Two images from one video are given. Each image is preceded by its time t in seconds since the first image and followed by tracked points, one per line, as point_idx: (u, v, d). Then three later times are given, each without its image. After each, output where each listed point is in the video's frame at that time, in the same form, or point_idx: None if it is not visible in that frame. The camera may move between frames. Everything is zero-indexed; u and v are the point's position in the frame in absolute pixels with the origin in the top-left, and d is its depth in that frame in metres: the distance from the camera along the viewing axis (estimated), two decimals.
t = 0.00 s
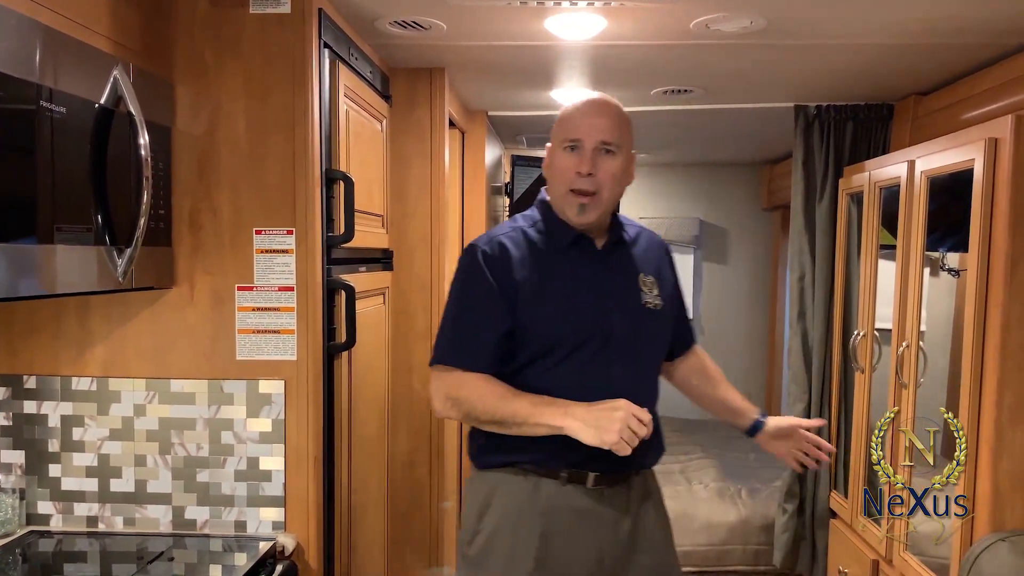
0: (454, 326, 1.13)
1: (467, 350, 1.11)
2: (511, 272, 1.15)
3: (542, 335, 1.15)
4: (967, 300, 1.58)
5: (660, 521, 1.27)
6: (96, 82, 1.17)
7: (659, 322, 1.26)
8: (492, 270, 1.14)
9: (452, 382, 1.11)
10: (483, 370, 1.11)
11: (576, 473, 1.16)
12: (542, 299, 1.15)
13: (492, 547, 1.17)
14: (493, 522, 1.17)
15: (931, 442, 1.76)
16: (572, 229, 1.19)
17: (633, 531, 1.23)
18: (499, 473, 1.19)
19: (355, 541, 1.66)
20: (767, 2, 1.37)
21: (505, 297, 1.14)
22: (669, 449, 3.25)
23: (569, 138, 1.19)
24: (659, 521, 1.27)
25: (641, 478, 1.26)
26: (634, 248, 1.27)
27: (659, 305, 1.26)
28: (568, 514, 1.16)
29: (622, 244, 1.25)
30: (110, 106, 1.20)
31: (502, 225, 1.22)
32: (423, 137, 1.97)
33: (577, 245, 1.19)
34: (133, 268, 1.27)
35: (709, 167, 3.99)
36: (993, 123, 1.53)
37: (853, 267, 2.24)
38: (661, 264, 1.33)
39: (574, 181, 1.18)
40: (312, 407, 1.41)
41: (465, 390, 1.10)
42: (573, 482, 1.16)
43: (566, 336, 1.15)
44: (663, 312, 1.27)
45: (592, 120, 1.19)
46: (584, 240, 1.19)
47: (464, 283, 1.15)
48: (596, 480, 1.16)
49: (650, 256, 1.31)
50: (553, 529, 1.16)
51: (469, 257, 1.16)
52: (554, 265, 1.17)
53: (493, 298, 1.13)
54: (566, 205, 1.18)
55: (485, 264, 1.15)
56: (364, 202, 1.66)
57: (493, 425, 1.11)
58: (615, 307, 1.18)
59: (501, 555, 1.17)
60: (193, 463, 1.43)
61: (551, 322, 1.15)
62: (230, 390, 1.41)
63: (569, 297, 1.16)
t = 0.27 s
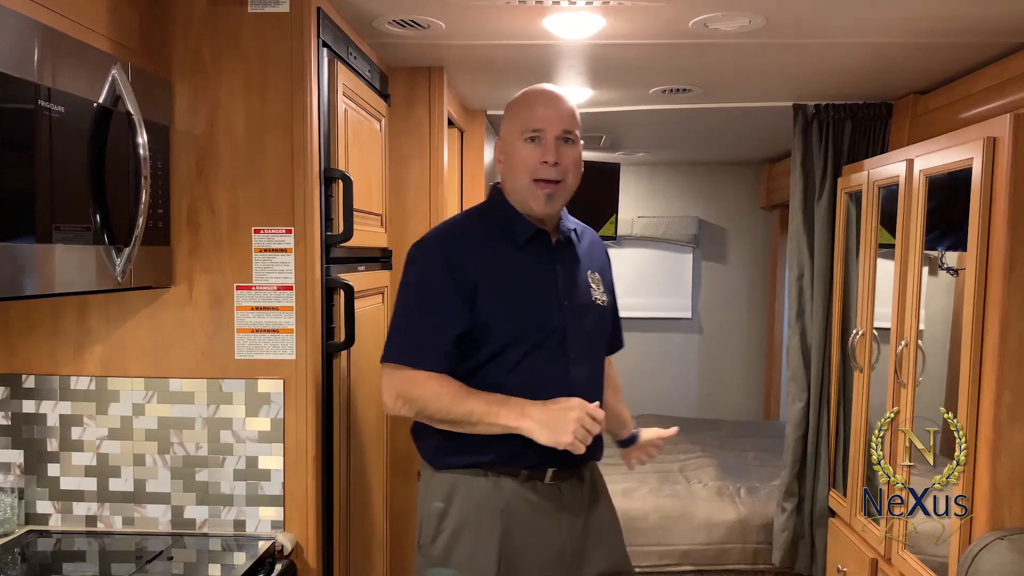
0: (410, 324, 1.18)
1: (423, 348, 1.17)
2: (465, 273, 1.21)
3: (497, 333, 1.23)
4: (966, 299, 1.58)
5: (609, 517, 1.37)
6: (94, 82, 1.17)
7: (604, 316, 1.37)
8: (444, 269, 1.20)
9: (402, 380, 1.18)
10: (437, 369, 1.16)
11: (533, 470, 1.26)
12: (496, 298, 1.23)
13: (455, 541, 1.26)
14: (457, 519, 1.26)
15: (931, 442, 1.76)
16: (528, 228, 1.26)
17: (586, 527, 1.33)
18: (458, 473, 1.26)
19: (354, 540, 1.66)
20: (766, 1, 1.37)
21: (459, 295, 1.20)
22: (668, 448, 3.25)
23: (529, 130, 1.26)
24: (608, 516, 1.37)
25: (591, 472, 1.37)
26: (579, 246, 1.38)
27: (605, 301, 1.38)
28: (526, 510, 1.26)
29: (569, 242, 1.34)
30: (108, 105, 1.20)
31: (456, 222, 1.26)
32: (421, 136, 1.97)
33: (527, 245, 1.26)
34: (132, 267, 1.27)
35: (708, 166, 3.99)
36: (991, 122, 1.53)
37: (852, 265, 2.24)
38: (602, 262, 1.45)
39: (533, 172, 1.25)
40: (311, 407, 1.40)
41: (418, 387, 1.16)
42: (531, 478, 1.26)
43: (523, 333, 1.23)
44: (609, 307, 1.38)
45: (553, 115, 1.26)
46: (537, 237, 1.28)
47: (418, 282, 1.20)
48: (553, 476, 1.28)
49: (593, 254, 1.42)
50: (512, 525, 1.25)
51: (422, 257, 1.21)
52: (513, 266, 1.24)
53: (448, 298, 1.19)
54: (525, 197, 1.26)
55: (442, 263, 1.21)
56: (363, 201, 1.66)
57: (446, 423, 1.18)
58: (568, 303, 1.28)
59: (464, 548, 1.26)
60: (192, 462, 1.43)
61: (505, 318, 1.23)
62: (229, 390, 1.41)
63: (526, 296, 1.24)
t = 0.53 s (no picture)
0: (400, 328, 1.21)
1: (414, 352, 1.20)
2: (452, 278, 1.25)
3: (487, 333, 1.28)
4: (964, 298, 1.58)
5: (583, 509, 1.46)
6: (93, 81, 1.17)
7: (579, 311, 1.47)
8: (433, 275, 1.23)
9: (393, 384, 1.20)
10: (428, 371, 1.20)
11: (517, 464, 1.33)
12: (482, 301, 1.27)
13: (448, 538, 1.30)
14: (450, 516, 1.30)
15: (931, 441, 1.76)
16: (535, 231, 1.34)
17: (566, 521, 1.40)
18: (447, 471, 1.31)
19: (352, 539, 1.66)
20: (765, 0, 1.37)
21: (447, 299, 1.24)
22: (667, 447, 3.25)
23: (563, 145, 1.31)
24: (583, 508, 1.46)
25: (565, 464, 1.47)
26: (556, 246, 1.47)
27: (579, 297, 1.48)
28: (515, 505, 1.32)
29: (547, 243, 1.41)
30: (107, 105, 1.20)
31: (441, 225, 1.30)
32: (421, 136, 1.97)
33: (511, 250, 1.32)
34: (131, 267, 1.27)
35: (707, 165, 3.99)
36: (990, 121, 1.53)
37: (851, 264, 2.25)
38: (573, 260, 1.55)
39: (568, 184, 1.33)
40: (309, 406, 1.41)
41: (407, 391, 1.19)
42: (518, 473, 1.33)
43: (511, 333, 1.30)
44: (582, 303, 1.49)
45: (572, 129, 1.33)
46: (522, 238, 1.33)
47: (406, 287, 1.23)
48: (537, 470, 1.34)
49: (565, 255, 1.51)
50: (503, 519, 1.30)
51: (409, 264, 1.24)
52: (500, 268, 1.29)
53: (437, 302, 1.22)
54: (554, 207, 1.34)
55: (429, 265, 1.25)
56: (362, 200, 1.66)
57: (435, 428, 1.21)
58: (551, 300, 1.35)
59: (456, 544, 1.30)
60: (191, 461, 1.43)
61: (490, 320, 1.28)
62: (228, 389, 1.41)
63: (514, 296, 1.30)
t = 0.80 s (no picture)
0: (440, 322, 1.25)
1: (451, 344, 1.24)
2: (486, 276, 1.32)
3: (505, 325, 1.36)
4: (962, 296, 1.58)
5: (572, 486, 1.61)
6: (90, 78, 1.16)
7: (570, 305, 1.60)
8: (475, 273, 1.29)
9: (428, 375, 1.23)
10: (462, 361, 1.25)
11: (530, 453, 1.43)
12: (507, 298, 1.36)
13: (472, 526, 1.39)
14: (474, 506, 1.38)
15: (931, 442, 1.75)
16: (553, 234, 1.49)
17: (563, 498, 1.54)
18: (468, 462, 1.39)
19: (351, 538, 1.66)
20: None
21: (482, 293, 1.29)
22: (666, 446, 3.25)
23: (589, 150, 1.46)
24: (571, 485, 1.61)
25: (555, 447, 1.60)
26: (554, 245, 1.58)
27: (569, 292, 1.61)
28: (528, 490, 1.42)
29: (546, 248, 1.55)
30: (105, 102, 1.20)
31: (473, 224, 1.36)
32: (419, 134, 1.97)
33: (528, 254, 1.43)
34: (129, 264, 1.27)
35: (705, 163, 3.99)
36: (988, 119, 1.53)
37: (849, 263, 2.25)
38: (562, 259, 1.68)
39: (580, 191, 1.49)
40: (308, 404, 1.40)
41: (444, 382, 1.23)
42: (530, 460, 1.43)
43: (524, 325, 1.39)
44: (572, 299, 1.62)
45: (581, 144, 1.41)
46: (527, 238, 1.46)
47: (442, 282, 1.26)
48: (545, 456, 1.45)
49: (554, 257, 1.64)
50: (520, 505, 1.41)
51: (445, 260, 1.28)
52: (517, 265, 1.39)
53: (474, 295, 1.27)
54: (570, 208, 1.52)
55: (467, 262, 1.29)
56: (360, 198, 1.66)
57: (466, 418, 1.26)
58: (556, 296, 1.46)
59: (479, 532, 1.39)
60: (189, 459, 1.43)
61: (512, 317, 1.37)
62: (226, 387, 1.41)
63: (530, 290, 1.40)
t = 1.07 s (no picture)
0: (483, 315, 1.36)
1: (496, 336, 1.36)
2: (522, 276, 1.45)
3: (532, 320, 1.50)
4: (960, 295, 1.58)
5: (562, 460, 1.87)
6: (89, 75, 1.16)
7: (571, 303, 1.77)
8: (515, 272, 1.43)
9: (472, 370, 1.36)
10: (503, 354, 1.38)
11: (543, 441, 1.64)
12: (537, 295, 1.49)
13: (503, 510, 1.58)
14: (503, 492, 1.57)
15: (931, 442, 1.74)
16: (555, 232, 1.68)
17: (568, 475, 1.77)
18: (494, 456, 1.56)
19: (349, 536, 1.66)
20: None
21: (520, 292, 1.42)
22: (664, 444, 3.25)
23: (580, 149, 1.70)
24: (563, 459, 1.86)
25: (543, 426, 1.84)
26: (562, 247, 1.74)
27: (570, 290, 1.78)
28: (546, 473, 1.64)
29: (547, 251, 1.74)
30: (103, 99, 1.20)
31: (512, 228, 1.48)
32: (418, 133, 1.97)
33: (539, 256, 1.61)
34: (127, 262, 1.27)
35: (703, 162, 4.00)
36: (986, 118, 1.53)
37: (846, 262, 2.26)
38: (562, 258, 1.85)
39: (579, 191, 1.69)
40: (307, 401, 1.41)
41: (488, 375, 1.36)
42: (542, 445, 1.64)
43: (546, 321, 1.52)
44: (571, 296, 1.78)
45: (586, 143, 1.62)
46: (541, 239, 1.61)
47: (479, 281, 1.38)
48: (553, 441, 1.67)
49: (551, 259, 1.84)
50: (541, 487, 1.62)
51: (485, 261, 1.39)
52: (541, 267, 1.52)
53: (514, 295, 1.40)
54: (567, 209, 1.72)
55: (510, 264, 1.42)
56: (359, 196, 1.66)
57: (505, 409, 1.40)
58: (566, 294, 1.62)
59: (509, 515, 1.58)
60: (187, 457, 1.43)
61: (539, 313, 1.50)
62: (225, 384, 1.41)
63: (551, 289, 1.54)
